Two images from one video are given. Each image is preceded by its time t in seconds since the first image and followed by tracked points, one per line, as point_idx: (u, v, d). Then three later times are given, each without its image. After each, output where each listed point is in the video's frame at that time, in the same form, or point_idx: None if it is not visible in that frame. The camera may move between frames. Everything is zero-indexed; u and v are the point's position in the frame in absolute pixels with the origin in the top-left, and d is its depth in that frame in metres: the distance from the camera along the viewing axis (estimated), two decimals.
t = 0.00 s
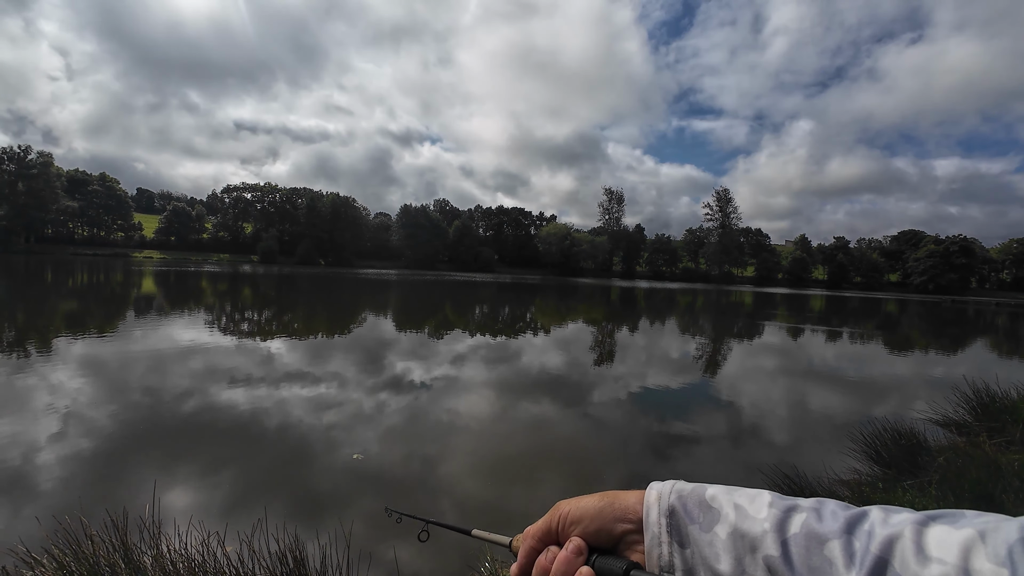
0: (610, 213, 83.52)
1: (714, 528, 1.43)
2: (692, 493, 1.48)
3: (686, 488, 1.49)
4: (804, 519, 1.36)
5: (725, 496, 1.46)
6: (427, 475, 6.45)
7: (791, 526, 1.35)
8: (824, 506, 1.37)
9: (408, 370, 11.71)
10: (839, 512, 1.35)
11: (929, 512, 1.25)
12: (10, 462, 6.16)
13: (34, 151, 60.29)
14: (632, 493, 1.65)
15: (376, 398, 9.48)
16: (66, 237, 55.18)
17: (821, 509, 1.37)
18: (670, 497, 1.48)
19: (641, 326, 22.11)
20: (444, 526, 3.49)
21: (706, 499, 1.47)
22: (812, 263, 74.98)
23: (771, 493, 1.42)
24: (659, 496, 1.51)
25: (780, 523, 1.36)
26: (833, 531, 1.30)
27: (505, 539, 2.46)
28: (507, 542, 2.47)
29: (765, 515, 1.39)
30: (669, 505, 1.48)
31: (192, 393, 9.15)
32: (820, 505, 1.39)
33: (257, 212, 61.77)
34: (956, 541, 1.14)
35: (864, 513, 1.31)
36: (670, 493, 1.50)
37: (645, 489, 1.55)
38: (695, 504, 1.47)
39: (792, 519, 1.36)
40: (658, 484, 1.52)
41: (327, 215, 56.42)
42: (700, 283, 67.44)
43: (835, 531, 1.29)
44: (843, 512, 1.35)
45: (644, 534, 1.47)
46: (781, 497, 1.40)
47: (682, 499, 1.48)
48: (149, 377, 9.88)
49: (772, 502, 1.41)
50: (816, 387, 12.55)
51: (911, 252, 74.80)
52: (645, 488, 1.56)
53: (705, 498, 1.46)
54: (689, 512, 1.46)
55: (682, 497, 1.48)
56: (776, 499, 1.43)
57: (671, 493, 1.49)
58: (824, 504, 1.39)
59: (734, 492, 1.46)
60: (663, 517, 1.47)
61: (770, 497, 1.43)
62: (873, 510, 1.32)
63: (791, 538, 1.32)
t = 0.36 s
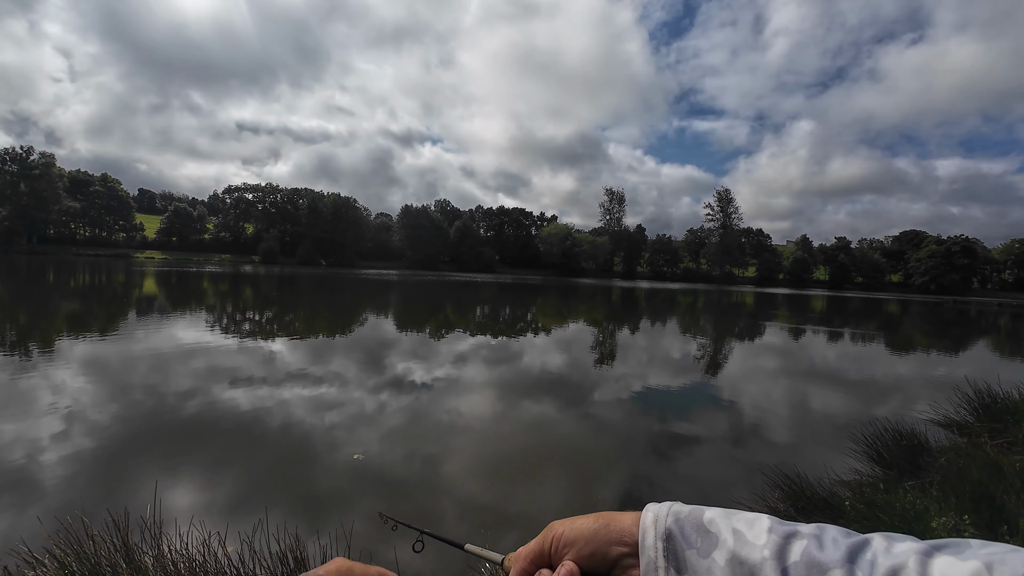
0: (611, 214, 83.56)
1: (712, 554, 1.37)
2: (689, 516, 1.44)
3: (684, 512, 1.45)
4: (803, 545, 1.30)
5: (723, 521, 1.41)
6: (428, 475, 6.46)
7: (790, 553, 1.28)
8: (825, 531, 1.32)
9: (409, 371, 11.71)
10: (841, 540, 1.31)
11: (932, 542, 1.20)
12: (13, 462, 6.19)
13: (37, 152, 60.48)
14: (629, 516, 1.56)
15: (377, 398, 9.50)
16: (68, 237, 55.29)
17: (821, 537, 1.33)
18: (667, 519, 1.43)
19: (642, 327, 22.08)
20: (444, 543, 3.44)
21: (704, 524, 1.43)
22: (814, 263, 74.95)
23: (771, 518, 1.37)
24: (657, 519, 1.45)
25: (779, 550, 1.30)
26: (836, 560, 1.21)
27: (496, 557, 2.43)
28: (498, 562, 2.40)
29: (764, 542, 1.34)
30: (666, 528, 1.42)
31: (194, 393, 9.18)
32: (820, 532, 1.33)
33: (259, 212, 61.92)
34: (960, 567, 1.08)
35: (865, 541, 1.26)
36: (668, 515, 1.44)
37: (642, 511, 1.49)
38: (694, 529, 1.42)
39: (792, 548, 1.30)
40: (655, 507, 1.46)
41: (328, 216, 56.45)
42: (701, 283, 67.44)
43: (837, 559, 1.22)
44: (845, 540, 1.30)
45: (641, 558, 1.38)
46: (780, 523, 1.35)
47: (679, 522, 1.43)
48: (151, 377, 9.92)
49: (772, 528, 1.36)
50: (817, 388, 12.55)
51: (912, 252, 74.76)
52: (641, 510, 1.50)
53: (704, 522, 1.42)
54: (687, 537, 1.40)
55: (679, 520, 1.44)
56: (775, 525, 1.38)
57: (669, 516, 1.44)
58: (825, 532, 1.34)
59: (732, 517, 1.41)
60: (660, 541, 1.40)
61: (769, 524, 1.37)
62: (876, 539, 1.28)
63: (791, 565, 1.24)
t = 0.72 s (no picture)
0: (612, 214, 83.57)
1: (717, 545, 1.39)
2: (696, 508, 1.44)
3: (691, 503, 1.45)
4: (810, 538, 1.31)
5: (729, 513, 1.43)
6: (430, 475, 6.48)
7: (796, 544, 1.30)
8: (831, 525, 1.33)
9: (410, 371, 11.71)
10: (847, 532, 1.32)
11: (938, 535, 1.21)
12: (17, 462, 6.21)
13: (38, 152, 60.44)
14: (636, 506, 1.57)
15: (378, 398, 9.51)
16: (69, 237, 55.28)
17: (829, 529, 1.34)
18: (674, 510, 1.44)
19: (643, 327, 22.06)
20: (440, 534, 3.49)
21: (711, 515, 1.44)
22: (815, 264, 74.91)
23: (777, 512, 1.39)
24: (663, 510, 1.46)
25: (786, 542, 1.31)
26: (843, 553, 1.23)
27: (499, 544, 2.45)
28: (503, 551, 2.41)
29: (771, 533, 1.35)
30: (672, 519, 1.42)
31: (196, 393, 9.21)
32: (827, 525, 1.35)
33: (260, 213, 62.00)
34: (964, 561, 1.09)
35: (872, 536, 1.27)
36: (673, 507, 1.45)
37: (648, 500, 1.50)
38: (700, 519, 1.43)
39: (797, 539, 1.32)
40: (662, 498, 1.47)
41: (329, 216, 56.43)
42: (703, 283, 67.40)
43: (843, 552, 1.24)
44: (853, 534, 1.30)
45: (646, 548, 1.40)
46: (788, 516, 1.36)
47: (685, 513, 1.44)
48: (154, 377, 9.95)
49: (779, 520, 1.36)
50: (818, 388, 12.53)
51: (914, 253, 74.74)
52: (647, 499, 1.51)
53: (710, 514, 1.43)
54: (693, 528, 1.42)
55: (686, 510, 1.45)
56: (781, 516, 1.38)
57: (675, 506, 1.45)
58: (831, 523, 1.36)
59: (740, 508, 1.42)
60: (666, 531, 1.41)
61: (775, 515, 1.38)
62: (881, 532, 1.28)
63: (797, 557, 1.27)
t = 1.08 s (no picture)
0: (614, 214, 83.57)
1: (702, 537, 1.40)
2: (680, 500, 1.46)
3: (675, 495, 1.46)
4: (792, 528, 1.33)
5: (713, 504, 1.43)
6: (431, 475, 6.50)
7: (778, 535, 1.33)
8: (812, 513, 1.35)
9: (411, 372, 11.73)
10: (827, 521, 1.34)
11: (915, 522, 1.24)
12: (22, 461, 6.26)
13: (42, 153, 60.70)
14: (622, 499, 1.58)
15: (379, 399, 9.53)
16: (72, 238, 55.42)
17: (808, 518, 1.36)
18: (659, 504, 1.45)
19: (645, 328, 22.06)
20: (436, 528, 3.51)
21: (694, 507, 1.45)
22: (817, 264, 74.67)
23: (759, 501, 1.41)
24: (648, 504, 1.47)
25: (769, 531, 1.34)
26: (821, 541, 1.27)
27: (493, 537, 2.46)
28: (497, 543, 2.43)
29: (753, 524, 1.37)
30: (657, 512, 1.44)
31: (199, 393, 9.26)
32: (808, 513, 1.36)
33: (261, 213, 62.15)
34: (939, 549, 1.13)
35: (851, 523, 1.30)
36: (658, 499, 1.46)
37: (634, 495, 1.51)
38: (685, 512, 1.44)
39: (779, 528, 1.34)
40: (647, 492, 1.48)
41: (331, 217, 56.50)
42: (704, 284, 67.25)
43: (822, 540, 1.27)
44: (831, 522, 1.33)
45: (633, 542, 1.44)
46: (769, 506, 1.38)
47: (670, 507, 1.45)
48: (156, 377, 10.00)
49: (761, 511, 1.39)
50: (821, 389, 12.50)
51: (917, 254, 74.51)
52: (633, 494, 1.51)
53: (694, 506, 1.44)
54: (677, 521, 1.43)
55: (670, 503, 1.46)
56: (764, 507, 1.41)
57: (660, 500, 1.45)
58: (812, 513, 1.38)
59: (723, 500, 1.43)
60: (651, 525, 1.43)
61: (757, 506, 1.40)
62: (859, 519, 1.31)
63: (779, 546, 1.30)
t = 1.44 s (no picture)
0: (616, 215, 83.53)
1: (705, 527, 1.45)
2: (685, 490, 1.49)
3: (680, 485, 1.50)
4: (795, 520, 1.38)
5: (716, 495, 1.48)
6: (435, 474, 6.53)
7: (783, 526, 1.38)
8: (816, 508, 1.40)
9: (414, 372, 11.77)
10: (832, 514, 1.39)
11: (917, 517, 1.29)
12: (30, 460, 6.32)
13: (46, 154, 60.96)
14: (626, 488, 1.61)
15: (382, 399, 9.57)
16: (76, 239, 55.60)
17: (812, 511, 1.41)
18: (663, 493, 1.49)
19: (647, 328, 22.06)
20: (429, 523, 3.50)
21: (698, 497, 1.48)
22: (821, 264, 74.49)
23: (763, 494, 1.46)
24: (653, 493, 1.50)
25: (772, 524, 1.39)
26: (825, 534, 1.32)
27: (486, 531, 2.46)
28: (490, 537, 2.42)
29: (758, 516, 1.42)
30: (661, 501, 1.48)
31: (203, 393, 9.30)
32: (813, 508, 1.41)
33: (265, 214, 62.44)
34: (943, 543, 1.18)
35: (857, 517, 1.34)
36: (663, 489, 1.50)
37: (638, 484, 1.54)
38: (689, 502, 1.47)
39: (784, 520, 1.39)
40: (652, 481, 1.51)
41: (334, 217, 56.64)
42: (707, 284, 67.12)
43: (826, 533, 1.33)
44: (835, 516, 1.38)
45: (636, 528, 1.47)
46: (774, 499, 1.43)
47: (674, 495, 1.49)
48: (161, 377, 10.04)
49: (766, 503, 1.44)
50: (823, 390, 12.49)
51: (921, 254, 74.19)
52: (638, 482, 1.54)
53: (699, 497, 1.47)
54: (681, 510, 1.47)
55: (675, 493, 1.49)
56: (768, 499, 1.46)
57: (665, 489, 1.49)
58: (816, 507, 1.43)
59: (727, 491, 1.49)
60: (655, 513, 1.47)
61: (762, 498, 1.46)
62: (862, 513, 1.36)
63: (782, 537, 1.35)
